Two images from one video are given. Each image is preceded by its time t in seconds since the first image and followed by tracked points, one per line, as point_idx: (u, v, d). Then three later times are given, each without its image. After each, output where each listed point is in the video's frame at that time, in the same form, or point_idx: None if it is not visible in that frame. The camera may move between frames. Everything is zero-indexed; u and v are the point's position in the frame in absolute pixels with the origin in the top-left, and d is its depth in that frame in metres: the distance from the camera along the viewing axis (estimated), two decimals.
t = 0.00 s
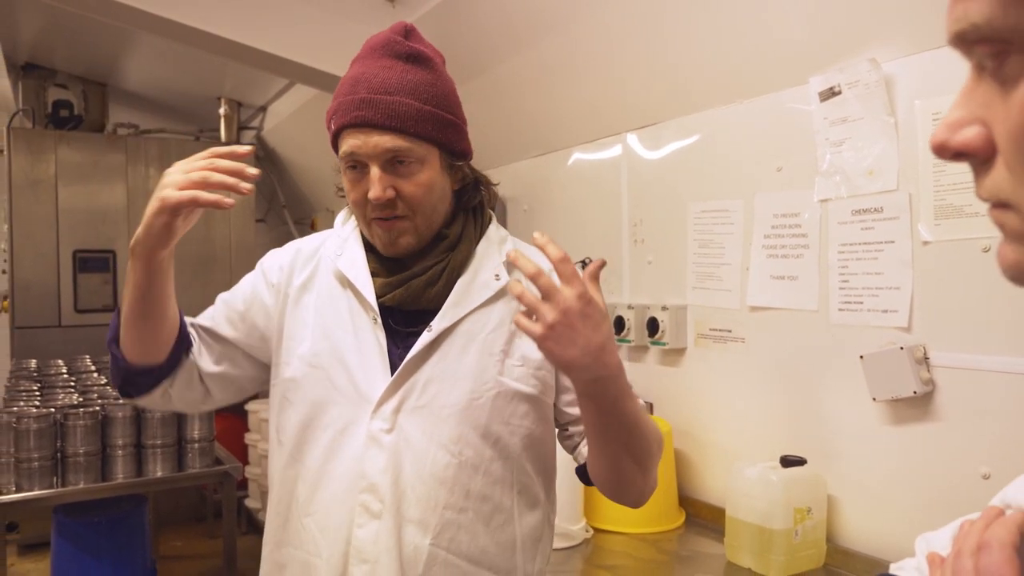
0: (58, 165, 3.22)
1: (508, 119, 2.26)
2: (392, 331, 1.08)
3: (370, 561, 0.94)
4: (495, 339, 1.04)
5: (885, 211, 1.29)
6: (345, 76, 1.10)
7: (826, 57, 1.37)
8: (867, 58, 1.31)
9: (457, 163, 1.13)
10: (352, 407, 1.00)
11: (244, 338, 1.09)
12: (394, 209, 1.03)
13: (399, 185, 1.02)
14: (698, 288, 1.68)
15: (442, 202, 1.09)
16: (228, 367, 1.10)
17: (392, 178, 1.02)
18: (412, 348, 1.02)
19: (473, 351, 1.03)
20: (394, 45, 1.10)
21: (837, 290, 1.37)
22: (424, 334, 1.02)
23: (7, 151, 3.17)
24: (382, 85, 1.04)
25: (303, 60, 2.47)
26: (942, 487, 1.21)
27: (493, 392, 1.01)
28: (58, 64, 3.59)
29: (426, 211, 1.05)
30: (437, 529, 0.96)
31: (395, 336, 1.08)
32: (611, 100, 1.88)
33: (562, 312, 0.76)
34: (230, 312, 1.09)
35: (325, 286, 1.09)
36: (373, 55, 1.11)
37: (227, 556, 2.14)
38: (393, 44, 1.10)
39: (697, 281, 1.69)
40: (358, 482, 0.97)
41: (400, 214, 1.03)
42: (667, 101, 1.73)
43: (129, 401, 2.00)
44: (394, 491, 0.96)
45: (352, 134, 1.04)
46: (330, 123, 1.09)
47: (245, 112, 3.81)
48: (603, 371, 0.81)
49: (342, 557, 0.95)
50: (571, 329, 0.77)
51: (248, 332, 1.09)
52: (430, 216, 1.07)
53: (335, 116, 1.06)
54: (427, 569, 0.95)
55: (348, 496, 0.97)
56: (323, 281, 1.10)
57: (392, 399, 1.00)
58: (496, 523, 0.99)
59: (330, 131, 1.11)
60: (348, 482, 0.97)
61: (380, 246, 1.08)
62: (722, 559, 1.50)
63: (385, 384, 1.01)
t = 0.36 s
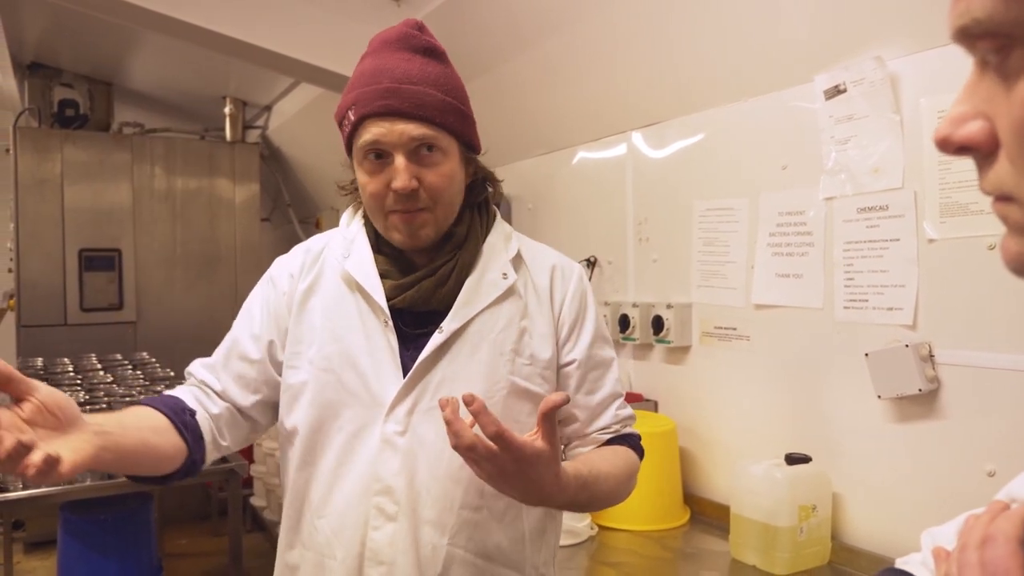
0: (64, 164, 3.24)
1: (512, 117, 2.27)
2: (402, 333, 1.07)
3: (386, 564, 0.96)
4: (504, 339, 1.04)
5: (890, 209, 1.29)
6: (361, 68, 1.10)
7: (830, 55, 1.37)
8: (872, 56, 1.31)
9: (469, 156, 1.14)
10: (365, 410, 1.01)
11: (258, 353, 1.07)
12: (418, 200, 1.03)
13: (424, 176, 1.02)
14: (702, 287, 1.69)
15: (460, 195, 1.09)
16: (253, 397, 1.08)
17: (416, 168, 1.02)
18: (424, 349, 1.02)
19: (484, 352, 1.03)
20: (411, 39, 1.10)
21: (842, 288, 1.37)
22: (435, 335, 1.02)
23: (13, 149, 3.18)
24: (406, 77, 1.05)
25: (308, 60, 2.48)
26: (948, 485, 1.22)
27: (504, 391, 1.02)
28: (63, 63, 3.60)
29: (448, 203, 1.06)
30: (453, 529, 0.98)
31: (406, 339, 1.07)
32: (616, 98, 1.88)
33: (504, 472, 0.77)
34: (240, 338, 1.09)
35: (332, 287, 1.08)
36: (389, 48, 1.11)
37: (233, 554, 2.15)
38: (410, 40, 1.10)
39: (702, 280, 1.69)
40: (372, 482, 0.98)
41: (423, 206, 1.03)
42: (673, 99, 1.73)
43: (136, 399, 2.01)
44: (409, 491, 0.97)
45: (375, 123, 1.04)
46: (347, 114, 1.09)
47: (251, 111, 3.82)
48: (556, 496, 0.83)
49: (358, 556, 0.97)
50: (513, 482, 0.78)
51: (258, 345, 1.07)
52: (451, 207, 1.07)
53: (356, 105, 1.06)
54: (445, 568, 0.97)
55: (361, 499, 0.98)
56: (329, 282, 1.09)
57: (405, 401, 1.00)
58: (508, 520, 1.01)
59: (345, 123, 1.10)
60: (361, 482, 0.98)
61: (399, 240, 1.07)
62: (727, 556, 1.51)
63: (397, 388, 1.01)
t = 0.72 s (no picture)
0: (67, 162, 3.24)
1: (515, 115, 2.26)
2: (410, 332, 1.06)
3: (403, 562, 0.96)
4: (513, 337, 1.03)
5: (896, 206, 1.29)
6: (378, 68, 1.08)
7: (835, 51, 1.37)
8: (877, 52, 1.30)
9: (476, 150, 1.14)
10: (374, 410, 1.00)
11: (266, 366, 1.07)
12: (453, 198, 1.03)
13: (459, 174, 1.03)
14: (707, 284, 1.68)
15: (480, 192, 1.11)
16: (270, 406, 1.08)
17: (451, 166, 1.03)
18: (434, 349, 1.01)
19: (494, 351, 1.02)
20: (422, 39, 1.11)
21: (847, 286, 1.37)
22: (446, 334, 1.01)
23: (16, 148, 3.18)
24: (433, 76, 1.05)
25: (311, 57, 2.47)
26: (953, 484, 1.21)
27: (513, 388, 1.02)
28: (67, 61, 3.60)
29: (476, 200, 1.07)
30: (468, 527, 0.98)
31: (419, 343, 1.06)
32: (620, 95, 1.87)
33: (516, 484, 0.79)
34: (248, 347, 1.08)
35: (336, 287, 1.08)
36: (398, 45, 1.10)
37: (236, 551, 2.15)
38: (420, 39, 1.11)
39: (706, 277, 1.68)
40: (385, 483, 0.98)
41: (457, 204, 1.04)
42: (677, 96, 1.73)
43: (139, 396, 2.00)
44: (423, 491, 0.97)
45: (406, 123, 1.03)
46: (369, 115, 1.06)
47: (254, 109, 3.82)
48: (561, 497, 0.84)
49: (374, 558, 0.97)
50: (522, 492, 0.80)
51: (265, 353, 1.07)
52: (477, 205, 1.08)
53: (384, 106, 1.04)
54: (460, 567, 0.97)
55: (374, 499, 0.98)
56: (332, 281, 1.08)
57: (417, 400, 0.99)
58: (519, 515, 1.02)
59: (364, 125, 1.07)
60: (374, 482, 0.98)
61: (429, 241, 1.06)
62: (731, 554, 1.50)
63: (408, 388, 1.00)
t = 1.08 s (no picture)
0: (70, 161, 3.24)
1: (518, 113, 2.26)
2: (409, 329, 1.06)
3: (403, 559, 0.96)
4: (512, 334, 1.03)
5: (898, 205, 1.28)
6: (379, 63, 1.08)
7: (838, 49, 1.36)
8: (880, 51, 1.30)
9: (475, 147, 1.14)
10: (374, 407, 1.00)
11: (278, 367, 1.08)
12: (455, 191, 1.03)
13: (461, 167, 1.03)
14: (709, 283, 1.68)
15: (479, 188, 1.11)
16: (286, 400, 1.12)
17: (453, 159, 1.03)
18: (433, 346, 1.01)
19: (494, 349, 1.01)
20: (421, 36, 1.11)
21: (849, 285, 1.36)
22: (444, 332, 1.01)
23: (19, 147, 3.19)
24: (433, 70, 1.05)
25: (313, 56, 2.47)
26: (956, 483, 1.21)
27: (513, 386, 1.01)
28: (70, 60, 3.60)
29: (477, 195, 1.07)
30: (468, 524, 0.98)
31: (412, 334, 1.06)
32: (622, 94, 1.87)
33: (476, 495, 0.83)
34: (259, 348, 1.10)
35: (336, 287, 1.07)
36: (398, 42, 1.10)
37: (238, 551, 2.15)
38: (419, 36, 1.11)
39: (708, 276, 1.68)
40: (385, 480, 0.98)
41: (459, 197, 1.03)
42: (679, 95, 1.73)
43: (141, 395, 2.01)
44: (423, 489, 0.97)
45: (408, 115, 1.03)
46: (371, 109, 1.06)
47: (256, 108, 3.82)
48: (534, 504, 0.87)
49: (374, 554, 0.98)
50: (484, 501, 0.84)
51: (275, 354, 1.08)
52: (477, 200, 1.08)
53: (386, 100, 1.04)
54: (459, 564, 0.98)
55: (374, 497, 0.98)
56: (332, 280, 1.08)
57: (417, 398, 0.99)
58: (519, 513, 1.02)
59: (365, 120, 1.07)
60: (374, 480, 0.98)
61: (430, 236, 1.05)
62: (734, 553, 1.50)
63: (407, 385, 1.00)
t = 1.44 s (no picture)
0: (72, 161, 3.24)
1: (519, 112, 2.26)
2: (406, 326, 1.06)
3: (401, 558, 0.95)
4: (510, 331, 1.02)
5: (901, 204, 1.28)
6: (364, 61, 1.08)
7: (841, 49, 1.36)
8: (882, 50, 1.30)
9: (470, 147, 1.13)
10: (372, 404, 1.00)
11: (277, 365, 1.08)
12: (424, 189, 1.02)
13: (431, 164, 1.02)
14: (710, 283, 1.68)
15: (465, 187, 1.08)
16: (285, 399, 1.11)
17: (423, 157, 1.02)
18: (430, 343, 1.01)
19: (490, 344, 1.02)
20: (412, 33, 1.10)
21: (851, 285, 1.36)
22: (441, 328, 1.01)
23: (21, 146, 3.19)
24: (411, 67, 1.05)
25: (314, 55, 2.47)
26: (959, 484, 1.20)
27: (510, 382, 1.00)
28: (71, 60, 3.60)
29: (455, 193, 1.05)
30: (466, 522, 0.96)
31: (409, 332, 1.06)
32: (624, 94, 1.87)
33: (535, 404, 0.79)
34: (259, 348, 1.09)
35: (335, 286, 1.08)
36: (389, 41, 1.10)
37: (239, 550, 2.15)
38: (410, 33, 1.10)
39: (710, 276, 1.68)
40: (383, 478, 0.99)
41: (430, 195, 1.02)
42: (680, 95, 1.73)
43: (142, 395, 2.01)
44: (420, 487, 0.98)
45: (382, 112, 1.03)
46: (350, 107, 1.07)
47: (257, 108, 3.82)
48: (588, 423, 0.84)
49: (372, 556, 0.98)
50: (499, 414, 0.78)
51: (275, 353, 1.08)
52: (457, 198, 1.06)
53: (362, 97, 1.05)
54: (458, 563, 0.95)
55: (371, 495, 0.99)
56: (332, 281, 1.08)
57: (414, 395, 0.99)
58: (520, 512, 0.99)
59: (348, 117, 1.09)
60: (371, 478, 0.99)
61: (405, 234, 1.05)
62: (736, 553, 1.50)
63: (405, 381, 1.00)
